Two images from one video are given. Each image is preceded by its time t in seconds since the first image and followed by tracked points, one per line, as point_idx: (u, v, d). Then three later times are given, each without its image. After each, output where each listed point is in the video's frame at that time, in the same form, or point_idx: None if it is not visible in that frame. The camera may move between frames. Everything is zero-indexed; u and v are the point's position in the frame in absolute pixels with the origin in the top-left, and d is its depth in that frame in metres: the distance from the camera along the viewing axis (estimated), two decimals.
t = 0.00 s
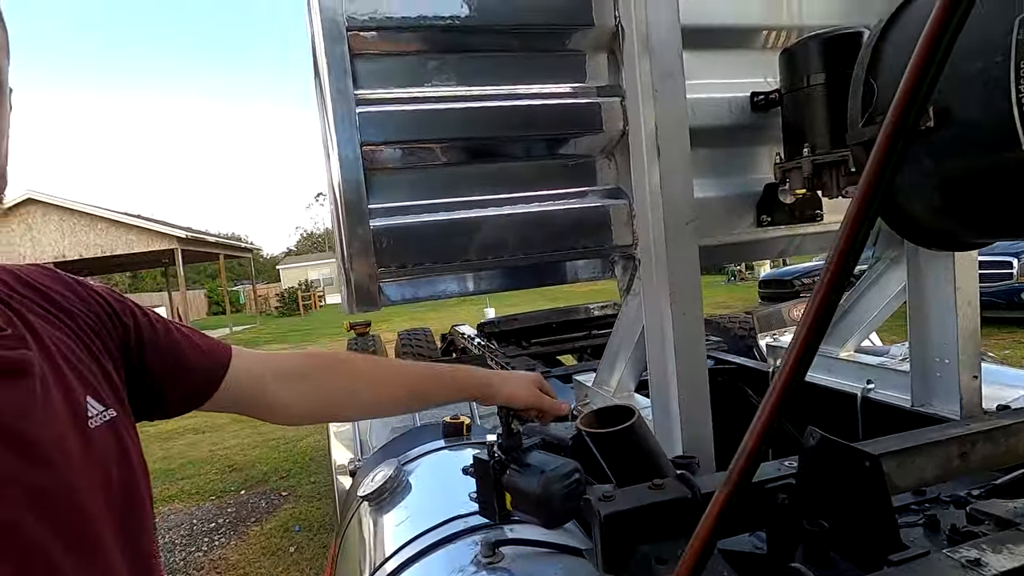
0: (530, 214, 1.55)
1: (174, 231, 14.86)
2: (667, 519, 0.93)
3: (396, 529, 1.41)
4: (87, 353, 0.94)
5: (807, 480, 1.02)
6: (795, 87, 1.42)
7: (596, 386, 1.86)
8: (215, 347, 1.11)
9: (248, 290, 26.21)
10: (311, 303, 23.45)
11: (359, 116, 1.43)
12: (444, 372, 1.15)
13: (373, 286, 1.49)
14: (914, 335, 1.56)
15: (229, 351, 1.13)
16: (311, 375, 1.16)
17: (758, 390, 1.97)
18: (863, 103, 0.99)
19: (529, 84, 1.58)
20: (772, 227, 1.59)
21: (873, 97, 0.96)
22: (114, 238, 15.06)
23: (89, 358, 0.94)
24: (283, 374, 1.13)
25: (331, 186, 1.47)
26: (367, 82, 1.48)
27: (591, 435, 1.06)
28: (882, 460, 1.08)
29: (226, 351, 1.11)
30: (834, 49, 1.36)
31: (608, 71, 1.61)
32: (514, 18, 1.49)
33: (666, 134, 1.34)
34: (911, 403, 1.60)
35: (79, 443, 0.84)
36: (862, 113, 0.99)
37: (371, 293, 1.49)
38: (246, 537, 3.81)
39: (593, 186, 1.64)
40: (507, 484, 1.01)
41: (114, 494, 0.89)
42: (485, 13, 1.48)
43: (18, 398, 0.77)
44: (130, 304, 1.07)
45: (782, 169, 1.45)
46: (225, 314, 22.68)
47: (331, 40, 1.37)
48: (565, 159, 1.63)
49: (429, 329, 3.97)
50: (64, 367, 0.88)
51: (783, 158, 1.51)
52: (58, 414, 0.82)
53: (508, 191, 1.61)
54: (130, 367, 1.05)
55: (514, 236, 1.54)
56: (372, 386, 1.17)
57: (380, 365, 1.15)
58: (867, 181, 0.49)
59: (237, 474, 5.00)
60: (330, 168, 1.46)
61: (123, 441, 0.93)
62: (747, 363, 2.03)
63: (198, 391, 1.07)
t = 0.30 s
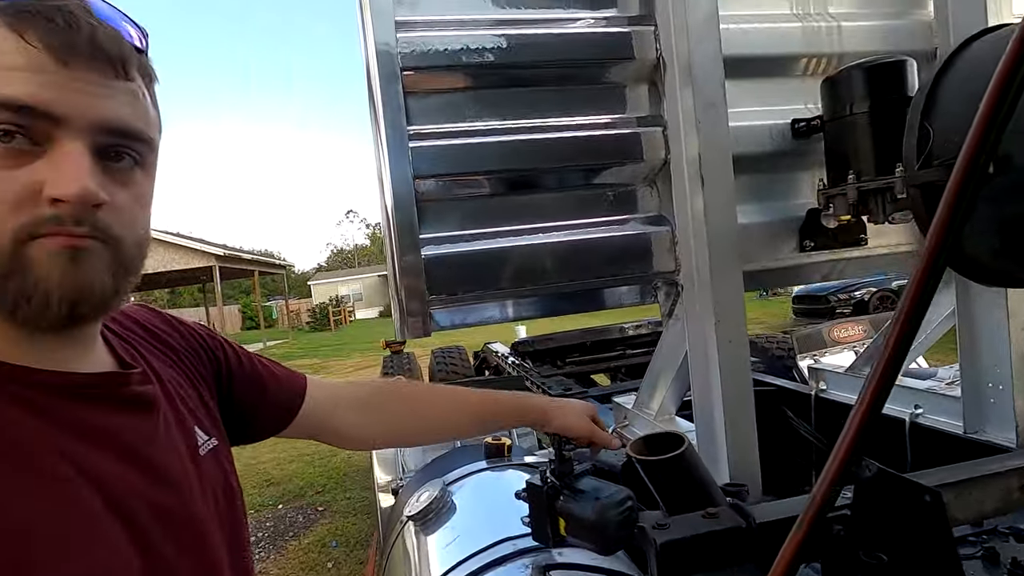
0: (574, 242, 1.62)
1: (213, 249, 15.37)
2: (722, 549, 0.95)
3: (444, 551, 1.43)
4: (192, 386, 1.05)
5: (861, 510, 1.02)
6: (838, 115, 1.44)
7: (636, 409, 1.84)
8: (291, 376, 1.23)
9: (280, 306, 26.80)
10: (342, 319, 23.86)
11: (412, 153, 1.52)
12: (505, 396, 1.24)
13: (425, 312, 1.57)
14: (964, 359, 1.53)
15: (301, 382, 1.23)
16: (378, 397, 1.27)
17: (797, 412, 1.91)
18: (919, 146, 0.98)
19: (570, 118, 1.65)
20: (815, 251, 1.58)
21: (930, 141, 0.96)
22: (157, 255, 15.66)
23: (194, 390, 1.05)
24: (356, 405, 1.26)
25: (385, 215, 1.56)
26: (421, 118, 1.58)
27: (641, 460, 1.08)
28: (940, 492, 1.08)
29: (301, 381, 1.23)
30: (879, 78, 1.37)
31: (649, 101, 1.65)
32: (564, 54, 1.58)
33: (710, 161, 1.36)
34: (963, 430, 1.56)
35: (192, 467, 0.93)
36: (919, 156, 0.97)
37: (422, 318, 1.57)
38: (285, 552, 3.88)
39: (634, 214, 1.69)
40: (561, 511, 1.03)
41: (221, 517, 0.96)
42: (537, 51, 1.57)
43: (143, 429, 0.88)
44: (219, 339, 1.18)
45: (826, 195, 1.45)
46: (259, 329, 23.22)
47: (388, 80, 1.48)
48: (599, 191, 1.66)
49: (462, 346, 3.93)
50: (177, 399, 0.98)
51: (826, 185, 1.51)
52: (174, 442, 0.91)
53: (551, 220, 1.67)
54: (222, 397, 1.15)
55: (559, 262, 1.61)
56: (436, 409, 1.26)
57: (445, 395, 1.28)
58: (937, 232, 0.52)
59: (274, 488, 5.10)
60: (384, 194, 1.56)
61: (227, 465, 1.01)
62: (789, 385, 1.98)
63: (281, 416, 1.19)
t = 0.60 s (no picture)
0: (611, 263, 1.66)
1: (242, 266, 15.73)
2: None
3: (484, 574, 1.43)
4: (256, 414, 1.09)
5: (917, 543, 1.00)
6: (877, 137, 1.43)
7: (669, 431, 1.80)
8: (344, 405, 1.27)
9: (305, 321, 27.18)
10: (365, 334, 24.12)
11: (453, 177, 1.59)
12: (546, 422, 1.29)
13: (463, 332, 1.62)
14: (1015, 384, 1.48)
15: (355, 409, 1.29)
16: (423, 420, 1.30)
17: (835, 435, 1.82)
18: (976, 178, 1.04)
19: (606, 140, 1.69)
20: (856, 273, 1.55)
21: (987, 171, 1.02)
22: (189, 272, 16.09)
23: (258, 419, 1.09)
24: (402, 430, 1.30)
25: (422, 230, 1.60)
26: (460, 143, 1.65)
27: (683, 486, 1.07)
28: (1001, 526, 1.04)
29: (353, 408, 1.28)
30: (920, 100, 1.36)
31: (684, 124, 1.69)
32: (598, 80, 1.63)
33: (749, 184, 1.35)
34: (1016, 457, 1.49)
35: (264, 491, 0.97)
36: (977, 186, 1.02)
37: (461, 338, 1.61)
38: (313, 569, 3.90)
39: (667, 237, 1.71)
40: (605, 538, 1.03)
41: (289, 540, 1.00)
42: (568, 77, 1.63)
43: (223, 458, 0.91)
44: (272, 368, 1.20)
45: (866, 217, 1.43)
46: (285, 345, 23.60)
47: (427, 110, 1.54)
48: (632, 215, 1.70)
49: (487, 364, 3.88)
50: (247, 427, 1.02)
51: (866, 207, 1.50)
52: (249, 468, 0.96)
53: (584, 244, 1.70)
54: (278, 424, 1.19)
55: (593, 283, 1.66)
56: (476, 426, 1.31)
57: (486, 419, 1.31)
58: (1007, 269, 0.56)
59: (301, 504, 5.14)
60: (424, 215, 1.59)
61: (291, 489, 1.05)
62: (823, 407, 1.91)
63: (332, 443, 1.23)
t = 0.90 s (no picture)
0: (642, 287, 1.67)
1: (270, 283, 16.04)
2: None
3: None
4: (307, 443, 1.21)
5: None
6: (918, 159, 1.41)
7: (703, 455, 1.77)
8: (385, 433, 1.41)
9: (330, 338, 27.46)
10: (389, 351, 24.27)
11: (487, 202, 1.61)
12: (572, 450, 1.39)
13: (499, 356, 1.65)
14: None
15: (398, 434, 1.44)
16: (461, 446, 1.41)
17: (875, 460, 1.73)
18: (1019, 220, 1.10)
19: (639, 163, 1.71)
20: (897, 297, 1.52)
21: None
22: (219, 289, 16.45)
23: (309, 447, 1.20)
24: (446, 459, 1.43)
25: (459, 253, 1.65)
26: (493, 169, 1.69)
27: (724, 516, 1.05)
28: None
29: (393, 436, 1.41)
30: (961, 122, 1.34)
31: (716, 147, 1.68)
32: (628, 107, 1.66)
33: (785, 205, 1.30)
34: None
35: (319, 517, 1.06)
36: None
37: (497, 362, 1.64)
38: None
39: (700, 261, 1.72)
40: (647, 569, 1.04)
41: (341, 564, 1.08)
42: (597, 104, 1.66)
43: (285, 486, 1.00)
44: (322, 397, 1.35)
45: (907, 240, 1.41)
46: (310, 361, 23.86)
47: (463, 136, 1.58)
48: (662, 238, 1.72)
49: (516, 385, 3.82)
50: (302, 455, 1.12)
51: (907, 230, 1.47)
52: (306, 496, 1.04)
53: (617, 269, 1.72)
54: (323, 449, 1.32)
55: (623, 306, 1.67)
56: (512, 454, 1.42)
57: (520, 445, 1.42)
58: None
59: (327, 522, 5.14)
60: (458, 229, 1.63)
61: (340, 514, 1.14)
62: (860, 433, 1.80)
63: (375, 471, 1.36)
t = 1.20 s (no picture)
0: (671, 293, 1.64)
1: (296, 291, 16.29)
2: None
3: None
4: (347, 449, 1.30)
5: None
6: (962, 159, 1.37)
7: (735, 465, 1.72)
8: (422, 439, 1.51)
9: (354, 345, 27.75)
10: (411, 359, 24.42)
11: (516, 208, 1.62)
12: (602, 459, 1.45)
13: (530, 362, 1.64)
14: None
15: (434, 442, 1.54)
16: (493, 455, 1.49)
17: (916, 472, 1.67)
18: None
19: (670, 167, 1.70)
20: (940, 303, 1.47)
21: None
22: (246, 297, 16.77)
23: (346, 454, 1.28)
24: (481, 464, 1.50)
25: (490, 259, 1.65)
26: (522, 175, 1.70)
27: (763, 528, 1.02)
28: None
29: (429, 443, 1.51)
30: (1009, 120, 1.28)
31: (748, 151, 1.65)
32: (657, 112, 1.65)
33: (821, 213, 1.25)
34: None
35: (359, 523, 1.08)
36: None
37: (527, 368, 1.64)
38: None
39: (732, 266, 1.69)
40: None
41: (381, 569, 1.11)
42: (626, 108, 1.65)
43: (327, 491, 1.03)
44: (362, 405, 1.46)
45: (950, 244, 1.36)
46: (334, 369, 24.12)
47: (495, 144, 1.61)
48: (692, 243, 1.70)
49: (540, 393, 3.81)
50: (341, 463, 1.16)
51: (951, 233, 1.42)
52: (346, 502, 1.07)
53: (646, 275, 1.71)
54: (364, 453, 1.43)
55: (653, 312, 1.64)
56: (543, 462, 1.47)
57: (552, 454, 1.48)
58: None
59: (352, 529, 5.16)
60: (490, 241, 1.65)
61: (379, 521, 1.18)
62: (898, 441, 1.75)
63: (412, 478, 1.45)
